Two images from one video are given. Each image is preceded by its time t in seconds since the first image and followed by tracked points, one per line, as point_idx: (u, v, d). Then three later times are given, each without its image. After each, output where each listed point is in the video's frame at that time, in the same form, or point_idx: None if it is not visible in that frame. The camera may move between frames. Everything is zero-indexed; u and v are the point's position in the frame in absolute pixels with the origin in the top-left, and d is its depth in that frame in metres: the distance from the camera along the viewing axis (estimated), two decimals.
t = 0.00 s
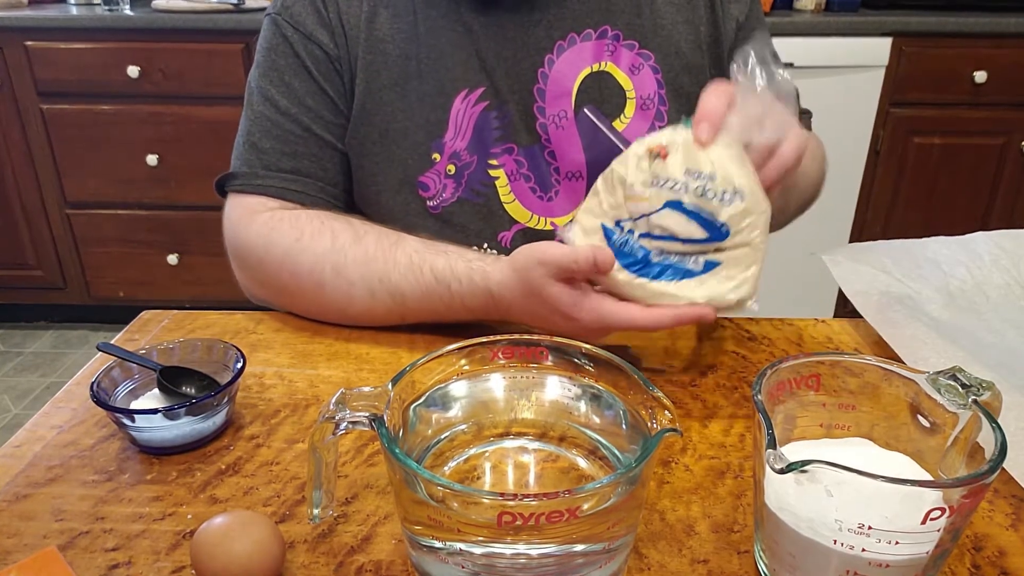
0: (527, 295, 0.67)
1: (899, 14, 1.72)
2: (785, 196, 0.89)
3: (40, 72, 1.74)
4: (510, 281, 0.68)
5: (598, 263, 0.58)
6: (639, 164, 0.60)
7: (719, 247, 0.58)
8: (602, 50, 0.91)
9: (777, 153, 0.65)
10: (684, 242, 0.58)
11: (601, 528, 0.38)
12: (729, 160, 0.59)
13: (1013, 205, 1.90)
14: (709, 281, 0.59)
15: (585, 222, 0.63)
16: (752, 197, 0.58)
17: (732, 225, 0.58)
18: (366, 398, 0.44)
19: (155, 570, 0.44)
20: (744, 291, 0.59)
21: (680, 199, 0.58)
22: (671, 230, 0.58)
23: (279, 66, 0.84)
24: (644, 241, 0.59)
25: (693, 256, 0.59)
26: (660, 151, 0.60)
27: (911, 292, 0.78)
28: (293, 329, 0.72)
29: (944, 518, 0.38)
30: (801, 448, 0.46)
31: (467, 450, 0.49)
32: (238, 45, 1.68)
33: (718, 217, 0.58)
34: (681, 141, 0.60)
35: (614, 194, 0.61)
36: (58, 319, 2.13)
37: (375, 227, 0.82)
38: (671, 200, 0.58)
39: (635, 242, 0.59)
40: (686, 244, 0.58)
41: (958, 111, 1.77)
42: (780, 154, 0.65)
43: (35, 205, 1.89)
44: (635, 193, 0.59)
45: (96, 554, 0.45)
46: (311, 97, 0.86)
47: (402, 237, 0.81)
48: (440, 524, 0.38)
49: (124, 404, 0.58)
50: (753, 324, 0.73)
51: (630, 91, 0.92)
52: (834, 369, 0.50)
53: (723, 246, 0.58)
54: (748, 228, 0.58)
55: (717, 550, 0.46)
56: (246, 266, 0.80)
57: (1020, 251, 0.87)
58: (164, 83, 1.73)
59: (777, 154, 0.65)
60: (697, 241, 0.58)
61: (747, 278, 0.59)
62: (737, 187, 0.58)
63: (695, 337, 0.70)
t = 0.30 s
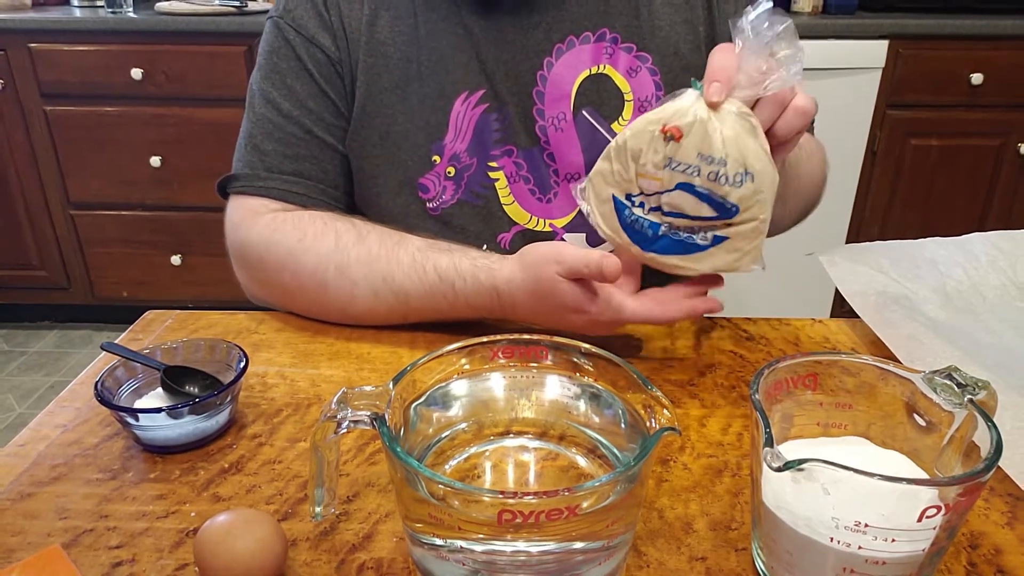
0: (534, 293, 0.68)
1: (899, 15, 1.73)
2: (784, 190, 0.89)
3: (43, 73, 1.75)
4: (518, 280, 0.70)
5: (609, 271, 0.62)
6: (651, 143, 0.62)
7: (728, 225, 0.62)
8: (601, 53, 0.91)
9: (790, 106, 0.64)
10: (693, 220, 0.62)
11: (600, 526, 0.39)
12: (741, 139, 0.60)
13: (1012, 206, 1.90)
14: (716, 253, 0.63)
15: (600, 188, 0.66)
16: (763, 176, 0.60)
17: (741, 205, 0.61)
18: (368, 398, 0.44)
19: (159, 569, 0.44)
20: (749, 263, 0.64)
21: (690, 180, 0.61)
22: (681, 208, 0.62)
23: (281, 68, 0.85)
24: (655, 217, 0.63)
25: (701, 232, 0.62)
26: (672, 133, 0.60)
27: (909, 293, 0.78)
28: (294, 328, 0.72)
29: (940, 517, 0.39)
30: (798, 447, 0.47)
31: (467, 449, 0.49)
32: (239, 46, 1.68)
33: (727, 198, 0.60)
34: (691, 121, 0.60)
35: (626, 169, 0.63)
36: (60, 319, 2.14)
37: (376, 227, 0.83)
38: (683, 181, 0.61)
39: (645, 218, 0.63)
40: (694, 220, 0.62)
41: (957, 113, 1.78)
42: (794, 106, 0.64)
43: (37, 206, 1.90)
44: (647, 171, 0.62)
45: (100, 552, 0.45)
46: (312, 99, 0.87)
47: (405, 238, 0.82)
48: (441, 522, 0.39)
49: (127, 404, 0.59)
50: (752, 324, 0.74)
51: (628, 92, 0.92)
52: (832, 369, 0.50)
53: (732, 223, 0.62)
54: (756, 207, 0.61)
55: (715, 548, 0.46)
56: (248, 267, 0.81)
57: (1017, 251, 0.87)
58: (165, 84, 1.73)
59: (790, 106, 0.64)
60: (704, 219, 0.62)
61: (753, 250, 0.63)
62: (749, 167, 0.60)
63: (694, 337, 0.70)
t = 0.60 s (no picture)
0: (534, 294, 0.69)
1: (898, 14, 1.73)
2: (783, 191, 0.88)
3: (42, 72, 1.75)
4: (518, 280, 0.69)
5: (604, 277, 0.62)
6: (659, 147, 0.60)
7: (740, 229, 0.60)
8: (598, 52, 0.91)
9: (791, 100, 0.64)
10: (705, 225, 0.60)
11: (600, 526, 0.39)
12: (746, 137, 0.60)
13: (1013, 205, 1.90)
14: (728, 261, 0.62)
15: (602, 199, 0.64)
16: (770, 174, 0.60)
17: (753, 206, 0.60)
18: (367, 398, 0.44)
19: (157, 569, 0.44)
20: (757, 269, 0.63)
21: (702, 181, 0.59)
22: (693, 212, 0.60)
23: (279, 68, 0.85)
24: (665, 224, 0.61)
25: (713, 238, 0.61)
26: (682, 132, 0.60)
27: (909, 292, 0.78)
28: (293, 328, 0.72)
29: (941, 517, 0.39)
30: (799, 447, 0.46)
31: (467, 450, 0.49)
32: (238, 46, 1.68)
33: (740, 198, 0.59)
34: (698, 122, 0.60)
35: (633, 175, 0.62)
36: (60, 319, 2.14)
37: (376, 227, 0.83)
38: (695, 183, 0.59)
39: (654, 227, 0.61)
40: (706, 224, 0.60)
41: (957, 112, 1.77)
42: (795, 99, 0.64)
43: (36, 205, 1.90)
44: (656, 175, 0.60)
45: (99, 553, 0.45)
46: (310, 99, 0.87)
47: (405, 238, 0.81)
48: (440, 522, 0.38)
49: (126, 404, 0.59)
50: (751, 324, 0.73)
51: (625, 92, 0.92)
52: (832, 369, 0.50)
53: (743, 226, 0.60)
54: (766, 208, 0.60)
55: (716, 548, 0.46)
56: (247, 267, 0.80)
57: (1018, 251, 0.87)
58: (165, 83, 1.73)
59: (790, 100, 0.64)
60: (716, 222, 0.60)
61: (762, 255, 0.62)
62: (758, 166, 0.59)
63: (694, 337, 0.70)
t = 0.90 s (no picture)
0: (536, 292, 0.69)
1: (898, 14, 1.73)
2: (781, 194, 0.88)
3: (42, 72, 1.75)
4: (519, 277, 0.69)
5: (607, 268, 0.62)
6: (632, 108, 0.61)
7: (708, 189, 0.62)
8: (598, 52, 0.91)
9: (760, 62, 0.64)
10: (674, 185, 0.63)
11: (600, 526, 0.39)
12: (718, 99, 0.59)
13: (1013, 205, 1.90)
14: (701, 217, 0.64)
15: (589, 151, 0.68)
16: (739, 139, 0.60)
17: (721, 166, 0.61)
18: (367, 398, 0.44)
19: (157, 569, 0.44)
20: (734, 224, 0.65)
21: (669, 144, 0.61)
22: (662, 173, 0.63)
23: (279, 68, 0.85)
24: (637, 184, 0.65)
25: (683, 198, 0.64)
26: (652, 97, 0.60)
27: (909, 292, 0.78)
28: (293, 328, 0.72)
29: (942, 517, 0.39)
30: (799, 447, 0.46)
31: (467, 450, 0.49)
32: (238, 46, 1.68)
33: (706, 161, 0.61)
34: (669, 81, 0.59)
35: (610, 135, 0.64)
36: (60, 319, 2.14)
37: (377, 227, 0.83)
38: (663, 146, 0.61)
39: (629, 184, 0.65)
40: (673, 184, 0.63)
41: (957, 112, 1.77)
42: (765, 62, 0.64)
43: (36, 205, 1.90)
44: (629, 137, 0.63)
45: (99, 553, 0.45)
46: (310, 99, 0.87)
47: (405, 237, 0.81)
48: (440, 522, 0.38)
49: (126, 404, 0.59)
50: (751, 324, 0.73)
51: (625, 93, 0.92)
52: (832, 369, 0.50)
53: (713, 186, 0.62)
54: (736, 167, 0.61)
55: (716, 548, 0.46)
56: (247, 267, 0.80)
57: (1018, 251, 0.87)
58: (165, 83, 1.73)
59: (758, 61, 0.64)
60: (684, 182, 0.63)
61: (737, 211, 0.64)
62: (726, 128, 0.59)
63: (694, 337, 0.70)
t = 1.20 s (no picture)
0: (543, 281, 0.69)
1: (899, 14, 1.73)
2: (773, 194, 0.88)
3: (42, 72, 1.75)
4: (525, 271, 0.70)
5: (620, 238, 0.61)
6: (630, 126, 0.62)
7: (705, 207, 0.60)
8: (598, 53, 0.91)
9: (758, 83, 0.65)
10: (671, 204, 0.60)
11: (600, 526, 0.39)
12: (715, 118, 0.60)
13: (1012, 205, 1.90)
14: (697, 241, 0.61)
15: (584, 178, 0.66)
16: (736, 155, 0.60)
17: (718, 182, 0.59)
18: (367, 398, 0.44)
19: (157, 569, 0.44)
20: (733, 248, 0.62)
21: (666, 159, 0.60)
22: (659, 190, 0.60)
23: (279, 68, 0.85)
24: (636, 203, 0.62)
25: (683, 218, 0.61)
26: (647, 112, 0.61)
27: (909, 292, 0.78)
28: (293, 328, 0.72)
29: (942, 517, 0.39)
30: (799, 447, 0.46)
31: (467, 450, 0.49)
32: (238, 46, 1.68)
33: (703, 176, 0.59)
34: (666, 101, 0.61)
35: (606, 154, 0.63)
36: (60, 319, 2.14)
37: (377, 226, 0.83)
38: (661, 160, 0.60)
39: (624, 207, 0.62)
40: (672, 202, 0.60)
41: (957, 112, 1.77)
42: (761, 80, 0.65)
43: (36, 205, 1.90)
44: (626, 154, 0.61)
45: (99, 553, 0.45)
46: (311, 99, 0.87)
47: (405, 237, 0.81)
48: (440, 522, 0.38)
49: (126, 404, 0.59)
50: (751, 324, 0.73)
51: (625, 94, 0.92)
52: (832, 369, 0.50)
53: (711, 206, 0.60)
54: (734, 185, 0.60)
55: (716, 548, 0.46)
56: (247, 267, 0.80)
57: (1018, 251, 0.87)
58: (165, 83, 1.73)
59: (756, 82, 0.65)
60: (683, 200, 0.60)
61: (735, 234, 0.61)
62: (723, 145, 0.59)
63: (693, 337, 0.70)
